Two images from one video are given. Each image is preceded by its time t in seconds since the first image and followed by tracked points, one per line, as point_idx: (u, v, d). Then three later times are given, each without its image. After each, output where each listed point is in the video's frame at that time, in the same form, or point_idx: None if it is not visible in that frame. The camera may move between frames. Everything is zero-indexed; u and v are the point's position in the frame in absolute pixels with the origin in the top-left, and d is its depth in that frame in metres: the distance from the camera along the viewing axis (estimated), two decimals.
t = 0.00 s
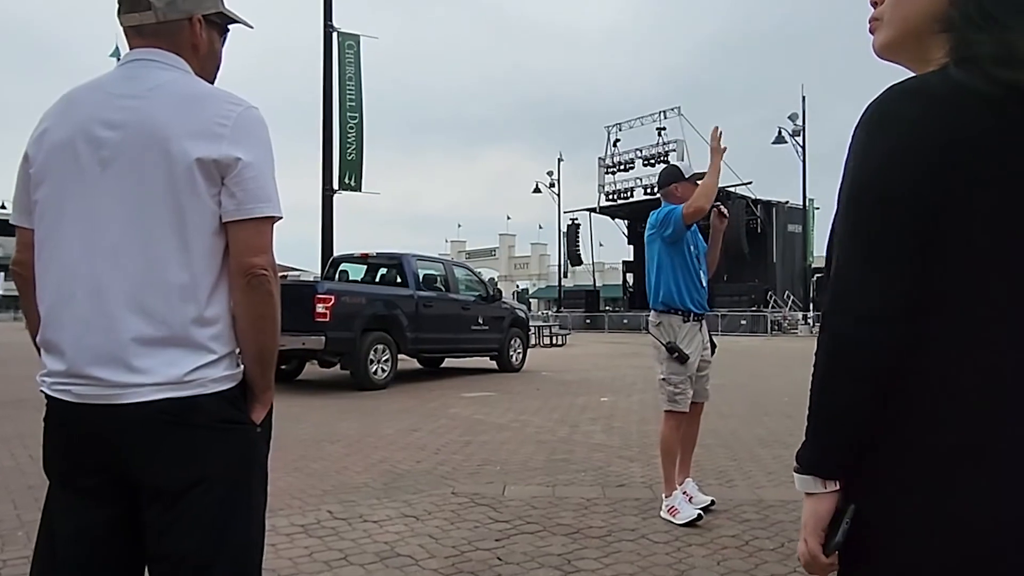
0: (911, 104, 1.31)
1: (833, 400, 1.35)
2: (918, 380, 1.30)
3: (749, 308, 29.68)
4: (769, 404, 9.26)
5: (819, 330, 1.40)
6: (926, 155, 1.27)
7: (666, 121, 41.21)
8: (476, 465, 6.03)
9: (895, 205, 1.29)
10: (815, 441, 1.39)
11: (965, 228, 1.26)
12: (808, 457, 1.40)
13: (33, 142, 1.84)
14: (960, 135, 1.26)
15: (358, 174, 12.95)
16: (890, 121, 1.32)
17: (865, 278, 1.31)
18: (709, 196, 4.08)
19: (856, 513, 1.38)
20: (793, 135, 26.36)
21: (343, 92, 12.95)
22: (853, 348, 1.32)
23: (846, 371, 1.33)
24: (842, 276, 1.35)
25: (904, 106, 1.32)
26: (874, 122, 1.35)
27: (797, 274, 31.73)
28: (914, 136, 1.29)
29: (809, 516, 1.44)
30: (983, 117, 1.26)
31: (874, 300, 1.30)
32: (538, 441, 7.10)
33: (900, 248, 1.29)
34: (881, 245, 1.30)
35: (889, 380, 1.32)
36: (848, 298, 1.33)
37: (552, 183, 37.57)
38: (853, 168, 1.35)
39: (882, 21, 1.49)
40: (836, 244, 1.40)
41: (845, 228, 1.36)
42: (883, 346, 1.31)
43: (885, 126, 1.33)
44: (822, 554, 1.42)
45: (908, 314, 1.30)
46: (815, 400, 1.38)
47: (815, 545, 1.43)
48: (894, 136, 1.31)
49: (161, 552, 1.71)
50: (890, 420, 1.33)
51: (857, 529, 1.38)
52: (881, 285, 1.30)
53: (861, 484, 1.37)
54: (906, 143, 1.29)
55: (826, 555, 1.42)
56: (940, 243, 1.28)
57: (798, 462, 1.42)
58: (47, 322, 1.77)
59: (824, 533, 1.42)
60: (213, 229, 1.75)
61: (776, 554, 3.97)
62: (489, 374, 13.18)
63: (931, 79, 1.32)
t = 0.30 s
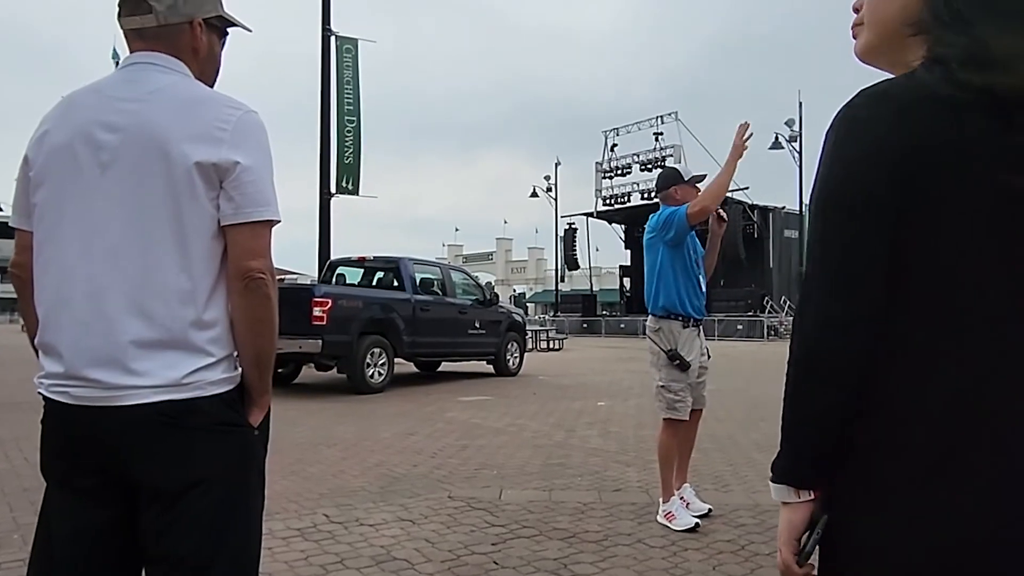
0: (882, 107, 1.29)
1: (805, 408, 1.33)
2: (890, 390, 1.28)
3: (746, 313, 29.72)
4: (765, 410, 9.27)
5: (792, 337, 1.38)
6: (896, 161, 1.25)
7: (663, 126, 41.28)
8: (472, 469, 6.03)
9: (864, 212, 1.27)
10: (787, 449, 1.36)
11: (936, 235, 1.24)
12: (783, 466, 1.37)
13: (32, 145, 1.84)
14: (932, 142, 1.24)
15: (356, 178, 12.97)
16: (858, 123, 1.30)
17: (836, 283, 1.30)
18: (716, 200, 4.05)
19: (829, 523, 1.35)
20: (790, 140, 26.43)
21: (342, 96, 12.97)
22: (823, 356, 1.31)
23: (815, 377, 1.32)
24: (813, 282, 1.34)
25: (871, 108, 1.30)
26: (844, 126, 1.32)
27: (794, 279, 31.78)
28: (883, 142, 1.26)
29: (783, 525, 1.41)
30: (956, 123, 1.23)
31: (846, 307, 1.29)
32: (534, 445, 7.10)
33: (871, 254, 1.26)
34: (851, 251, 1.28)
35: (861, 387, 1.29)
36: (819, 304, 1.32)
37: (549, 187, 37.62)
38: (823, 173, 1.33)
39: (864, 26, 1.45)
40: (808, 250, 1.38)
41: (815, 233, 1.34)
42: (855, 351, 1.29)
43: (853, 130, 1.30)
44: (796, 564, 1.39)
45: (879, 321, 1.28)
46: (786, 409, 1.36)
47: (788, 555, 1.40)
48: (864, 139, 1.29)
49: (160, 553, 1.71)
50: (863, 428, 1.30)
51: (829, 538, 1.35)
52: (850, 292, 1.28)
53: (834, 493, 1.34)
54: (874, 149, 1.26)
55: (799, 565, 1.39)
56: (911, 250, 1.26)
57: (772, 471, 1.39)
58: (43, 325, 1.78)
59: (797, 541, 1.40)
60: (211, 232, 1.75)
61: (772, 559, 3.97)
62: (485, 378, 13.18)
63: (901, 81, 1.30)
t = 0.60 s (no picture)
0: (863, 115, 1.29)
1: (791, 416, 1.33)
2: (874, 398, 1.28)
3: (744, 317, 29.74)
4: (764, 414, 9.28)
5: (779, 344, 1.39)
6: (876, 170, 1.26)
7: (661, 130, 41.35)
8: (470, 472, 6.03)
9: (848, 221, 1.28)
10: (774, 456, 1.37)
11: (920, 241, 1.24)
12: (769, 475, 1.38)
13: (33, 145, 1.84)
14: (913, 152, 1.24)
15: (355, 181, 12.97)
16: (841, 131, 1.31)
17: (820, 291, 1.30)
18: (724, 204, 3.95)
19: (815, 532, 1.36)
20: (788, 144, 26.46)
21: (341, 98, 12.98)
22: (807, 365, 1.32)
23: (800, 384, 1.33)
24: (799, 290, 1.34)
25: (852, 117, 1.30)
26: (825, 136, 1.32)
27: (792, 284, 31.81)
28: (864, 152, 1.27)
29: (770, 533, 1.42)
30: (937, 130, 1.23)
31: (830, 314, 1.29)
32: (533, 448, 7.10)
33: (854, 262, 1.27)
34: (835, 258, 1.29)
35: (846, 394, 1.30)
36: (804, 311, 1.33)
37: (548, 191, 37.64)
38: (806, 183, 1.34)
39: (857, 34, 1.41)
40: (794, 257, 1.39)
41: (800, 241, 1.35)
42: (839, 359, 1.29)
43: (836, 139, 1.31)
44: (780, 573, 1.41)
45: (864, 327, 1.29)
46: (773, 417, 1.37)
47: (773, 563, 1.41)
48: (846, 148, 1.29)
49: (159, 554, 1.71)
50: (848, 435, 1.30)
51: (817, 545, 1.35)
52: (834, 299, 1.29)
53: (820, 501, 1.34)
54: (853, 160, 1.27)
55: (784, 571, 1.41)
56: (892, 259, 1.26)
57: (758, 480, 1.40)
58: (43, 327, 1.78)
59: (782, 548, 1.41)
60: (212, 234, 1.76)
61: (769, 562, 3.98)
62: (483, 382, 13.18)
63: (880, 88, 1.30)
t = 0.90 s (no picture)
0: (853, 119, 1.30)
1: (782, 418, 1.34)
2: (863, 400, 1.29)
3: (739, 320, 29.78)
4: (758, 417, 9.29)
5: (770, 346, 1.40)
6: (863, 175, 1.27)
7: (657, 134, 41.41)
8: (465, 474, 6.03)
9: (837, 224, 1.29)
10: (766, 458, 1.37)
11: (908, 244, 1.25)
12: (762, 476, 1.38)
13: (31, 144, 1.84)
14: (901, 157, 1.25)
15: (351, 182, 12.96)
16: (832, 135, 1.32)
17: (810, 293, 1.31)
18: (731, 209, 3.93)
19: (807, 533, 1.36)
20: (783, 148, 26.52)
21: (337, 100, 12.98)
22: (797, 367, 1.33)
23: (791, 386, 1.33)
24: (790, 293, 1.35)
25: (842, 121, 1.31)
26: (815, 140, 1.34)
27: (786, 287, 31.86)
28: (852, 157, 1.28)
29: (763, 533, 1.43)
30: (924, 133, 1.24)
31: (821, 316, 1.30)
32: (528, 450, 7.10)
33: (843, 265, 1.28)
34: (825, 260, 1.30)
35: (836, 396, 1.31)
36: (796, 313, 1.34)
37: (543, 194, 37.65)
38: (797, 186, 1.35)
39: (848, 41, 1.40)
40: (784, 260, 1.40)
41: (791, 243, 1.36)
42: (830, 360, 1.30)
43: (825, 143, 1.32)
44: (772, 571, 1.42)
45: (854, 329, 1.30)
46: (764, 418, 1.38)
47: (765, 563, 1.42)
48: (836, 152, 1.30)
49: (156, 557, 1.71)
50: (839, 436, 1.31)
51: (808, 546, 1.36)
52: (824, 301, 1.30)
53: (811, 501, 1.35)
54: (842, 164, 1.29)
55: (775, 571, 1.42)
56: (881, 262, 1.28)
57: (750, 481, 1.41)
58: (40, 326, 1.78)
59: (774, 548, 1.42)
60: (210, 235, 1.76)
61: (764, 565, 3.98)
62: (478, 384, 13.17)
63: (869, 93, 1.31)
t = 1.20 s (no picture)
0: (829, 124, 1.32)
1: (761, 421, 1.35)
2: (838, 405, 1.31)
3: (724, 321, 29.89)
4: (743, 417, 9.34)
5: (749, 350, 1.41)
6: (836, 182, 1.29)
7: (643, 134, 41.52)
8: (451, 474, 6.03)
9: (814, 230, 1.31)
10: (747, 461, 1.38)
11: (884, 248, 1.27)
12: (743, 480, 1.40)
13: (17, 140, 1.83)
14: (875, 163, 1.27)
15: (337, 181, 12.93)
16: (809, 141, 1.33)
17: (788, 298, 1.33)
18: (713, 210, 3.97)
19: (788, 534, 1.38)
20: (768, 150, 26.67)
21: (324, 98, 12.94)
22: (776, 370, 1.34)
23: (771, 390, 1.34)
24: (769, 297, 1.37)
25: (817, 128, 1.33)
26: (792, 146, 1.36)
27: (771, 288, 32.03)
28: (825, 164, 1.30)
29: (746, 534, 1.44)
30: (897, 139, 1.27)
31: (799, 320, 1.32)
32: (514, 450, 7.11)
33: (820, 270, 1.30)
34: (802, 265, 1.31)
35: (813, 400, 1.32)
36: (774, 317, 1.35)
37: (530, 194, 37.66)
38: (774, 192, 1.36)
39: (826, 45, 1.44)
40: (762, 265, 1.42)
41: (769, 248, 1.37)
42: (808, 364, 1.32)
43: (802, 149, 1.34)
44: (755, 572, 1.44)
45: (831, 333, 1.31)
46: (745, 422, 1.39)
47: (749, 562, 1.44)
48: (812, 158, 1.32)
49: (143, 557, 1.71)
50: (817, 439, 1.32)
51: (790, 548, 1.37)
52: (802, 305, 1.31)
53: (791, 503, 1.36)
54: (816, 170, 1.31)
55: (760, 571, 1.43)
56: (855, 268, 1.29)
57: (733, 483, 1.42)
58: (26, 324, 1.78)
59: (758, 549, 1.44)
60: (199, 233, 1.76)
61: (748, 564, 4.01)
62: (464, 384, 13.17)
63: (845, 99, 1.33)
